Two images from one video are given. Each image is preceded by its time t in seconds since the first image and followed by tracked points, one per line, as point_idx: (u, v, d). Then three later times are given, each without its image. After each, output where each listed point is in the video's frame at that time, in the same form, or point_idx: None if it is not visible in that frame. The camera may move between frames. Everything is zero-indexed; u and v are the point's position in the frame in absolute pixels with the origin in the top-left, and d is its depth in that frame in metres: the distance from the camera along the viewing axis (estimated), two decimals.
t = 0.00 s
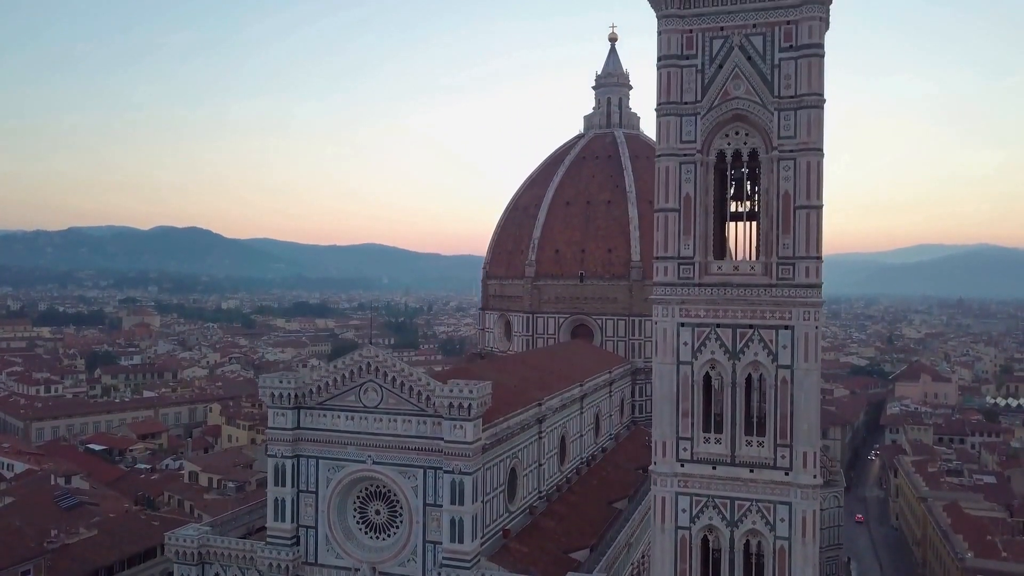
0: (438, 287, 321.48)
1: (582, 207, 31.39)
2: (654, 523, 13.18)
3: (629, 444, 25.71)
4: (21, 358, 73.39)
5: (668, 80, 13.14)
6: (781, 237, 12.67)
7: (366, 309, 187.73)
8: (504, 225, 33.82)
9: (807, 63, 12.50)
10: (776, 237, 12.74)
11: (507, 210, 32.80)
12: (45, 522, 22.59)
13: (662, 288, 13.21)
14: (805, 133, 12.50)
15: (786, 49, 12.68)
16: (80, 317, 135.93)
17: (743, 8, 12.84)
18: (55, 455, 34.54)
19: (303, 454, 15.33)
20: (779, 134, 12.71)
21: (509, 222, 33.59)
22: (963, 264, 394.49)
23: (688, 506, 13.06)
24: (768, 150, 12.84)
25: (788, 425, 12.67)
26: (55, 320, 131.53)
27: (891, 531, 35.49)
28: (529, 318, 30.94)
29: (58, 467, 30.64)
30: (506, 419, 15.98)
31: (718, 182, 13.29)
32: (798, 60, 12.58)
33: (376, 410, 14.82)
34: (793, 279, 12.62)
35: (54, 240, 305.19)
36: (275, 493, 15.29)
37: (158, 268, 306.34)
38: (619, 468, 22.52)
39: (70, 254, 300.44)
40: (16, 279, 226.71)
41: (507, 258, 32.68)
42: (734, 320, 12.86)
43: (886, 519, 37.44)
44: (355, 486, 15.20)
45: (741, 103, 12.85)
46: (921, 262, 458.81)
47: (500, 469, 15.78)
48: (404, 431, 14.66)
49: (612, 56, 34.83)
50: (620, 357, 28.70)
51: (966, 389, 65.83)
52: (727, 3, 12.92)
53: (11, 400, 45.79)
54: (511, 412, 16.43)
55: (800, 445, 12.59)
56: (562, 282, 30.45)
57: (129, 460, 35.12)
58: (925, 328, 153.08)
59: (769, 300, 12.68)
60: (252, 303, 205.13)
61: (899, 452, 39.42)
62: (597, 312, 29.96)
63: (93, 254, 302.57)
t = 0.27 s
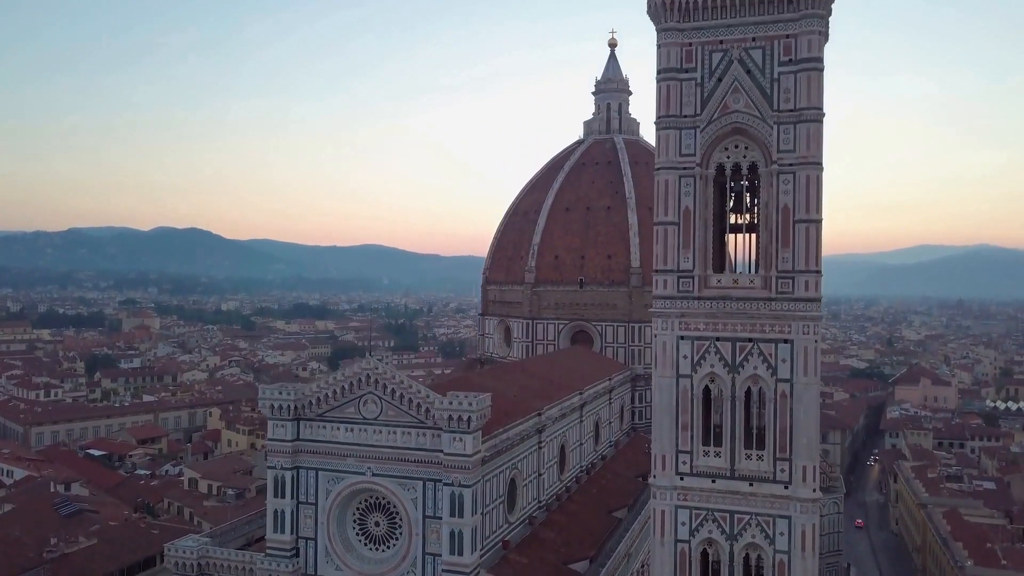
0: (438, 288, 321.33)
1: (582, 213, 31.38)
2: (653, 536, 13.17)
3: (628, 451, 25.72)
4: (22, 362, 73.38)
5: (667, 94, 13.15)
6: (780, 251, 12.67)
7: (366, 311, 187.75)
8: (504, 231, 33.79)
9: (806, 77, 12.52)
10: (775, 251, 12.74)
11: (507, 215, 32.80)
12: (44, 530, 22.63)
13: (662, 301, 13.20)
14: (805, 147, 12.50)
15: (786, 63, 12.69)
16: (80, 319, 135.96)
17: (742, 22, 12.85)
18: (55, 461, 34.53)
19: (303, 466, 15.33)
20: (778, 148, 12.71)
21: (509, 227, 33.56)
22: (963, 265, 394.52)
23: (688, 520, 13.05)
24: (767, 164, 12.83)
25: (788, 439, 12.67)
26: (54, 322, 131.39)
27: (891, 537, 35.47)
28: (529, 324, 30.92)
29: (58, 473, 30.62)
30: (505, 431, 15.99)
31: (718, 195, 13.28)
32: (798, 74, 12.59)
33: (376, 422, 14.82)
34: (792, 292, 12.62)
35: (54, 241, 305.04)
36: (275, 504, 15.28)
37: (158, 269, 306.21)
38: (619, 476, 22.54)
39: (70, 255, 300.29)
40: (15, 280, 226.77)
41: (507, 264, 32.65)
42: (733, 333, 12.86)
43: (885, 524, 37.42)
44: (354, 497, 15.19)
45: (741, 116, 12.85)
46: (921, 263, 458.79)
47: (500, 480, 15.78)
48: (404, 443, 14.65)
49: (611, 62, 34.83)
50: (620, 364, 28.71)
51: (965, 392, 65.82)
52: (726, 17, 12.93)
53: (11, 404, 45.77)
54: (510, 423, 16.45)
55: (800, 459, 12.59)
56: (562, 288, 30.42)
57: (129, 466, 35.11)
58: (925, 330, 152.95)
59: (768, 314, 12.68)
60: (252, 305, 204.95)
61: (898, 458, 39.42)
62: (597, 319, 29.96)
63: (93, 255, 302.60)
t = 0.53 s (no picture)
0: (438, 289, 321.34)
1: (581, 219, 31.40)
2: (653, 548, 13.17)
3: (628, 457, 25.75)
4: (21, 364, 73.30)
5: (666, 105, 13.16)
6: (780, 263, 12.67)
7: (366, 313, 187.67)
8: (504, 236, 33.81)
9: (806, 89, 12.52)
10: (774, 263, 12.74)
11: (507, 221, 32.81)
12: (44, 537, 22.64)
13: (661, 312, 13.20)
14: (804, 159, 12.50)
15: (785, 75, 12.68)
16: (80, 320, 135.88)
17: (741, 34, 12.85)
18: (54, 467, 34.50)
19: (302, 476, 15.32)
20: (777, 160, 12.70)
21: (508, 233, 33.57)
22: (962, 266, 394.57)
23: (687, 531, 13.04)
24: (767, 176, 12.83)
25: (787, 451, 12.67)
26: (54, 324, 131.23)
27: (891, 541, 35.47)
28: (528, 330, 30.91)
29: (58, 479, 30.59)
30: (505, 440, 15.99)
31: (717, 207, 13.29)
32: (798, 86, 12.59)
33: (375, 432, 14.81)
34: (791, 304, 12.63)
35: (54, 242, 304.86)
36: (274, 514, 15.29)
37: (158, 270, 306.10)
38: (619, 483, 22.56)
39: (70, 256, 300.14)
40: (15, 281, 226.62)
41: (507, 269, 32.66)
42: (733, 345, 12.85)
43: (885, 528, 37.42)
44: (353, 508, 15.19)
45: (740, 128, 12.85)
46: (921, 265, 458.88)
47: (499, 490, 15.77)
48: (403, 454, 14.65)
49: (611, 67, 34.85)
50: (620, 370, 28.72)
51: (965, 395, 65.83)
52: (726, 29, 12.94)
53: (10, 408, 45.76)
54: (509, 432, 16.45)
55: (799, 471, 12.59)
56: (562, 293, 30.42)
57: (129, 471, 35.12)
58: (925, 331, 153.02)
59: (768, 326, 12.68)
60: (252, 306, 204.92)
61: (898, 462, 39.40)
62: (597, 324, 29.97)
63: (93, 257, 302.50)
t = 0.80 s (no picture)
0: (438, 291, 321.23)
1: (581, 225, 31.40)
2: (653, 561, 13.16)
3: (628, 464, 25.74)
4: (20, 367, 73.26)
5: (666, 118, 13.15)
6: (779, 277, 12.68)
7: (365, 314, 187.62)
8: (504, 242, 33.80)
9: (805, 103, 12.53)
10: (774, 277, 12.75)
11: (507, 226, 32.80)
12: (43, 545, 22.65)
13: (660, 325, 13.19)
14: (803, 173, 12.51)
15: (784, 88, 12.69)
16: (79, 322, 135.84)
17: (741, 47, 12.85)
18: (54, 472, 34.48)
19: (301, 487, 15.31)
20: (776, 173, 12.71)
21: (508, 238, 33.57)
22: (962, 267, 394.61)
23: (686, 545, 13.04)
24: (766, 189, 12.83)
25: (786, 465, 12.67)
26: (54, 326, 131.14)
27: (890, 546, 35.48)
28: (527, 336, 30.91)
29: (57, 485, 30.57)
30: (504, 451, 15.99)
31: (717, 220, 13.28)
32: (797, 100, 12.59)
33: (375, 444, 14.81)
34: (791, 318, 12.63)
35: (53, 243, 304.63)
36: (274, 526, 15.28)
37: (158, 271, 305.98)
38: (619, 490, 22.55)
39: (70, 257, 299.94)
40: (15, 283, 226.54)
41: (506, 275, 32.66)
42: (732, 358, 12.85)
43: (885, 533, 37.40)
44: (353, 519, 15.19)
45: (740, 142, 12.85)
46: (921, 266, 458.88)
47: (499, 501, 15.79)
48: (403, 466, 14.64)
49: (610, 72, 34.85)
50: (620, 376, 28.71)
51: (965, 398, 65.82)
52: (725, 42, 12.94)
53: (10, 413, 45.72)
54: (508, 442, 16.45)
55: (798, 485, 12.59)
56: (562, 299, 30.42)
57: (128, 477, 35.11)
58: (925, 333, 152.88)
59: (768, 339, 12.68)
60: (252, 308, 204.90)
61: (898, 467, 39.38)
62: (596, 330, 29.96)
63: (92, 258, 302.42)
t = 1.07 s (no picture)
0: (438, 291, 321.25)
1: (580, 230, 31.40)
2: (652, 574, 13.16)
3: (627, 471, 25.74)
4: (20, 370, 73.17)
5: (665, 131, 13.16)
6: (778, 290, 12.68)
7: (365, 315, 187.56)
8: (503, 247, 33.81)
9: (804, 117, 12.53)
10: (773, 290, 12.75)
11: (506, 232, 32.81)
12: (42, 554, 22.64)
13: (659, 338, 13.18)
14: (802, 187, 12.51)
15: (784, 102, 12.68)
16: (79, 323, 135.75)
17: (741, 61, 12.84)
18: (54, 478, 34.42)
19: (301, 499, 15.30)
20: (776, 187, 12.71)
21: (508, 243, 33.58)
22: (962, 267, 394.67)
23: (686, 558, 13.04)
24: (765, 203, 12.82)
25: (785, 478, 12.66)
26: (53, 327, 131.10)
27: (889, 551, 35.47)
28: (527, 341, 30.88)
29: (56, 492, 30.50)
30: (503, 462, 15.98)
31: (716, 232, 13.28)
32: (796, 114, 12.59)
33: (374, 455, 14.81)
34: (790, 331, 12.63)
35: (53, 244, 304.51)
36: (273, 538, 15.27)
37: (158, 272, 305.87)
38: (618, 498, 22.55)
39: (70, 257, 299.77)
40: (14, 283, 226.47)
41: (506, 280, 32.65)
42: (731, 371, 12.85)
43: (884, 537, 37.41)
44: (352, 531, 15.18)
45: (739, 155, 12.85)
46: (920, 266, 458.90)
47: (498, 512, 15.79)
48: (402, 477, 14.63)
49: (610, 77, 34.85)
50: (620, 383, 28.70)
51: (965, 401, 65.79)
52: (724, 56, 12.93)
53: (9, 417, 45.70)
54: (507, 453, 16.45)
55: (797, 498, 12.58)
56: (561, 305, 30.42)
57: (128, 482, 35.09)
58: (925, 334, 152.72)
59: (767, 353, 12.68)
60: (252, 308, 204.92)
61: (898, 472, 39.36)
62: (595, 336, 29.95)
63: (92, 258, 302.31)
